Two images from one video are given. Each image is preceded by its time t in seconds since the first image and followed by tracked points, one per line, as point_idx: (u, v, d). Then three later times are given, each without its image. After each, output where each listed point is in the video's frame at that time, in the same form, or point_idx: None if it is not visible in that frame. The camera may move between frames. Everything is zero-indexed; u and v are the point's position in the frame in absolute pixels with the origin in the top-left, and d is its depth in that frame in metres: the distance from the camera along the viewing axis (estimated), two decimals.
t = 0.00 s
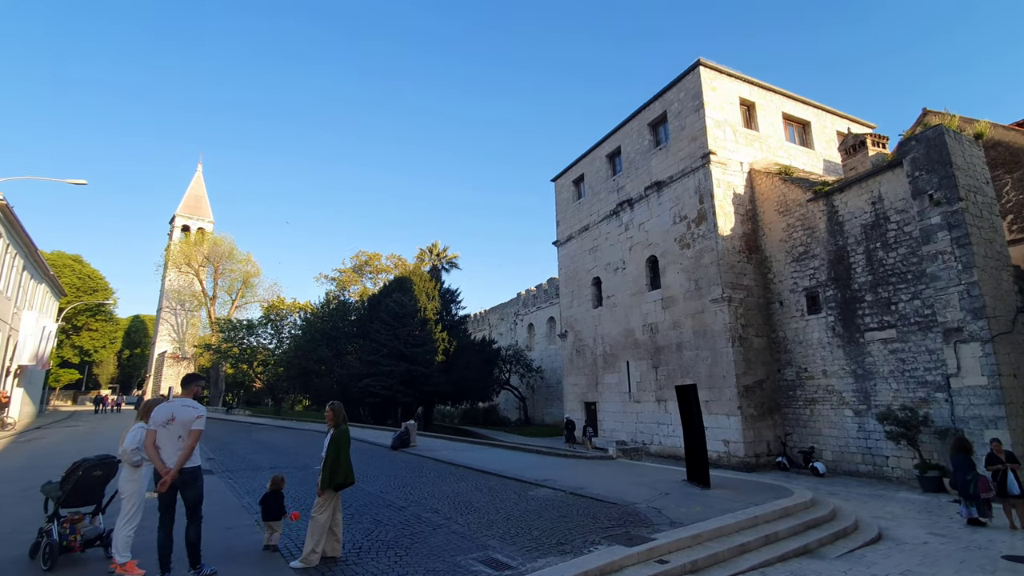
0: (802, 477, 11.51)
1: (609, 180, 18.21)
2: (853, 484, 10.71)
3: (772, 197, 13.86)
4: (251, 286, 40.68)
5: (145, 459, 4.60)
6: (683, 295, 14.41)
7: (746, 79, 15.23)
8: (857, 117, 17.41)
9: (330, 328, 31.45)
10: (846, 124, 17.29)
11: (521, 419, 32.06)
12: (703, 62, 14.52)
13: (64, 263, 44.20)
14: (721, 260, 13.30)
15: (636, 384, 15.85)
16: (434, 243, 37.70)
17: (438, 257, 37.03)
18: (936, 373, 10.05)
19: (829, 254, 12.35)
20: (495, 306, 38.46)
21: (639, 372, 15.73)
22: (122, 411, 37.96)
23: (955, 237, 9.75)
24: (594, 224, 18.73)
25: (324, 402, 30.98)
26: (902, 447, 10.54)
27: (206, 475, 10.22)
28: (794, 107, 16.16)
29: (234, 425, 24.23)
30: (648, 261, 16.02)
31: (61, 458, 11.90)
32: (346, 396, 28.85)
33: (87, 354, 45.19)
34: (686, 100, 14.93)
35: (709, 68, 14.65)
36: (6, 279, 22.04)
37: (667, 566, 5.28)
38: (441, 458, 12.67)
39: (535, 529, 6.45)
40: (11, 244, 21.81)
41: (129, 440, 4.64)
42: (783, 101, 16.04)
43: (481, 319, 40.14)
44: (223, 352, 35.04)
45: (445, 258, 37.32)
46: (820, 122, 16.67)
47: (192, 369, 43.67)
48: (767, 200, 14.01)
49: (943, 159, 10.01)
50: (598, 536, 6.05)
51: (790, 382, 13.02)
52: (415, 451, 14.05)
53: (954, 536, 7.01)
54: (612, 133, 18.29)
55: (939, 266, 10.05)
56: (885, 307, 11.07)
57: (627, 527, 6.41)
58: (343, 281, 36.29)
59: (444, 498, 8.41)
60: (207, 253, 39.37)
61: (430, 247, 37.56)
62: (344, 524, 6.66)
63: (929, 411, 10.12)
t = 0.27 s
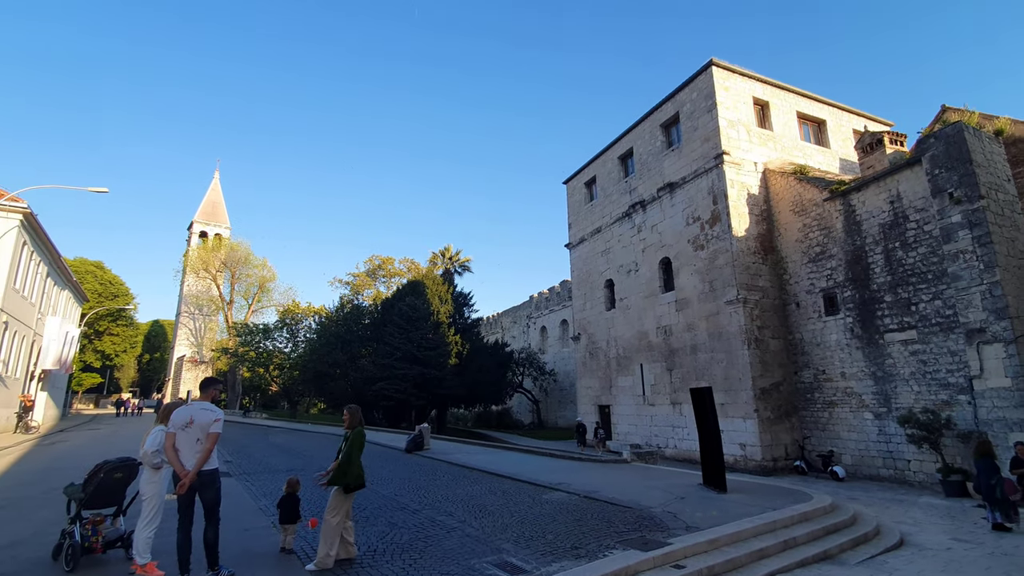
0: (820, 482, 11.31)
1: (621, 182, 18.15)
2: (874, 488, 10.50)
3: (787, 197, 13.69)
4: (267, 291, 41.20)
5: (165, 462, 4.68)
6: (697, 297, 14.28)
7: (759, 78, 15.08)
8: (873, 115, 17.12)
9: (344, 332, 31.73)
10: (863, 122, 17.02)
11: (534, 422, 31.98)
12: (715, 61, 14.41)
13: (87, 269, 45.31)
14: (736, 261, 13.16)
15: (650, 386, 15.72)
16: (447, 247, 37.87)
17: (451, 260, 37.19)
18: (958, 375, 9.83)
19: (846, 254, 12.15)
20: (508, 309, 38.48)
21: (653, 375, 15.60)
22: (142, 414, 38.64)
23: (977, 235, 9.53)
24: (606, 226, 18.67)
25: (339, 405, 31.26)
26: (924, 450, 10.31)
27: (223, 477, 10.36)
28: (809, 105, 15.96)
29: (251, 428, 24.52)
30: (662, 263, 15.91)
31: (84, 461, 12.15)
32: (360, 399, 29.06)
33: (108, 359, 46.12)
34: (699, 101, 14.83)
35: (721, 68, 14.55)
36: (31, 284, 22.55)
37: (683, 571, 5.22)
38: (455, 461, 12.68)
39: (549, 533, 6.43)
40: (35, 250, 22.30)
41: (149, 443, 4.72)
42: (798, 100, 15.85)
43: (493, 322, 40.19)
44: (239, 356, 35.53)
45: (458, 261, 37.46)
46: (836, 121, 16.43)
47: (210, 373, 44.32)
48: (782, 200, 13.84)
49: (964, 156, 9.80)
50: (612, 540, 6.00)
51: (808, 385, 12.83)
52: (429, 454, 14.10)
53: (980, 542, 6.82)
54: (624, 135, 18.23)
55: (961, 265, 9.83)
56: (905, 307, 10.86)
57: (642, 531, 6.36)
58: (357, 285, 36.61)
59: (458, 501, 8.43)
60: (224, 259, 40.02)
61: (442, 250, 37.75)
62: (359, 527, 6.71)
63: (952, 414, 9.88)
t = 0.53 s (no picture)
0: (834, 484, 11.17)
1: (629, 183, 18.09)
2: (889, 491, 10.34)
3: (798, 196, 13.57)
4: (277, 294, 41.50)
5: (178, 464, 4.72)
6: (706, 298, 14.18)
7: (768, 77, 14.97)
8: (884, 112, 16.93)
9: (353, 334, 31.89)
10: (873, 120, 16.83)
11: (543, 425, 31.91)
12: (723, 61, 14.33)
13: (101, 274, 45.97)
14: (746, 262, 13.06)
15: (660, 388, 15.63)
16: (455, 249, 37.97)
17: (459, 263, 37.27)
18: (975, 375, 9.68)
19: (858, 253, 12.01)
20: (516, 311, 38.46)
21: (663, 376, 15.51)
22: (155, 417, 39.05)
23: (992, 234, 9.38)
24: (614, 227, 18.62)
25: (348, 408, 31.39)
26: (940, 452, 10.15)
27: (235, 480, 10.43)
28: (818, 104, 15.82)
29: (262, 431, 24.67)
30: (670, 264, 15.83)
31: (98, 464, 12.29)
32: (370, 402, 29.16)
33: (122, 362, 46.68)
34: (707, 101, 14.75)
35: (729, 67, 14.47)
36: (46, 289, 22.89)
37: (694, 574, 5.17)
38: (464, 464, 12.68)
39: (559, 536, 6.40)
40: (51, 256, 22.64)
41: (162, 445, 4.78)
42: (807, 99, 15.72)
43: (502, 324, 40.21)
44: (250, 359, 35.81)
45: (465, 263, 37.52)
46: (846, 119, 16.28)
47: (221, 376, 44.70)
48: (793, 200, 13.72)
49: (977, 153, 9.66)
50: (623, 543, 5.97)
51: (820, 386, 12.68)
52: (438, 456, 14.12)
53: (998, 545, 6.69)
54: (632, 135, 18.17)
55: (976, 264, 9.68)
56: (919, 307, 10.71)
57: (653, 534, 6.31)
58: (366, 288, 36.79)
59: (467, 503, 8.43)
60: (235, 263, 40.40)
61: (450, 253, 37.84)
62: (369, 529, 6.74)
63: (968, 415, 9.72)
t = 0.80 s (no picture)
0: (845, 483, 11.07)
1: (636, 181, 18.03)
2: (901, 489, 10.24)
3: (806, 192, 13.46)
4: (286, 295, 41.79)
5: (190, 464, 4.77)
6: (714, 296, 14.11)
7: (775, 73, 14.86)
8: (894, 107, 16.74)
9: (362, 335, 32.05)
10: (883, 115, 16.64)
11: (551, 424, 31.91)
12: (729, 57, 14.24)
13: (112, 277, 46.56)
14: (755, 259, 12.97)
15: (668, 387, 15.57)
16: (462, 249, 38.04)
17: (466, 263, 37.33)
18: (988, 372, 9.55)
19: (868, 249, 11.89)
20: (523, 310, 38.47)
21: (671, 375, 15.46)
22: (166, 417, 39.48)
23: (1004, 228, 9.24)
24: (621, 226, 18.56)
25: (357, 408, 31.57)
26: (953, 450, 10.03)
27: (246, 480, 10.53)
28: (827, 99, 15.67)
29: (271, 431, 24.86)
30: (678, 262, 15.75)
31: (111, 464, 12.46)
32: (379, 402, 29.30)
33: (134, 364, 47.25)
34: (713, 97, 14.66)
35: (736, 63, 14.37)
36: (59, 293, 23.21)
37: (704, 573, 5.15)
38: (473, 463, 12.70)
39: (569, 535, 6.40)
40: (64, 260, 22.96)
41: (175, 445, 4.82)
42: (816, 94, 15.58)
43: (509, 324, 40.23)
44: (260, 360, 36.08)
45: (472, 263, 37.57)
46: (855, 114, 16.11)
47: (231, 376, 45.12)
48: (801, 196, 13.61)
49: (989, 147, 9.52)
50: (632, 542, 5.95)
51: (831, 383, 12.58)
52: (447, 456, 14.16)
53: (1014, 544, 6.60)
54: (638, 133, 18.10)
55: (988, 259, 9.55)
56: (931, 303, 10.58)
57: (662, 533, 6.29)
58: (373, 289, 36.96)
59: (476, 502, 8.44)
60: (244, 264, 40.77)
61: (457, 253, 37.91)
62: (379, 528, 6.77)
63: (982, 412, 9.60)
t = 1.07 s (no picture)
0: (865, 480, 10.91)
1: (648, 177, 17.90)
2: (923, 487, 10.05)
3: (823, 186, 13.25)
4: (302, 295, 42.28)
5: (211, 462, 4.86)
6: (729, 292, 13.96)
7: (790, 65, 14.63)
8: (914, 97, 16.39)
9: (376, 334, 32.32)
10: (902, 105, 16.30)
11: (566, 421, 31.87)
12: (743, 50, 14.06)
13: (133, 279, 47.54)
14: (770, 254, 12.81)
15: (683, 384, 15.45)
16: (474, 247, 38.13)
17: (479, 261, 37.40)
18: (1011, 367, 9.33)
19: (887, 243, 11.67)
20: (537, 308, 38.45)
21: (686, 372, 15.34)
22: (187, 416, 40.23)
23: None
24: (634, 222, 18.45)
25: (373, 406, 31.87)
26: (976, 447, 9.82)
27: (264, 478, 10.70)
28: (843, 91, 15.40)
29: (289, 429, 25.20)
30: (692, 258, 15.62)
31: (133, 462, 12.75)
32: (394, 400, 29.54)
33: (156, 364, 48.23)
34: (727, 92, 14.49)
35: (750, 56, 14.18)
36: (82, 295, 23.78)
37: (721, 571, 5.12)
38: (488, 461, 12.76)
39: (584, 532, 6.40)
40: (86, 263, 23.50)
41: (196, 443, 4.93)
42: (832, 86, 15.32)
43: (522, 322, 40.25)
44: (277, 359, 36.58)
45: (485, 261, 37.63)
46: (873, 105, 15.81)
47: (249, 376, 45.79)
48: (818, 190, 13.40)
49: (1010, 138, 9.28)
50: (648, 540, 5.93)
51: (850, 380, 12.38)
52: (462, 454, 14.24)
53: None
54: (650, 129, 17.96)
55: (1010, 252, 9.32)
56: (952, 298, 10.35)
57: (678, 531, 6.26)
58: (387, 288, 37.24)
59: (491, 500, 8.48)
60: (260, 265, 41.34)
61: (470, 251, 38.01)
62: (395, 526, 6.85)
63: (1005, 409, 9.38)
